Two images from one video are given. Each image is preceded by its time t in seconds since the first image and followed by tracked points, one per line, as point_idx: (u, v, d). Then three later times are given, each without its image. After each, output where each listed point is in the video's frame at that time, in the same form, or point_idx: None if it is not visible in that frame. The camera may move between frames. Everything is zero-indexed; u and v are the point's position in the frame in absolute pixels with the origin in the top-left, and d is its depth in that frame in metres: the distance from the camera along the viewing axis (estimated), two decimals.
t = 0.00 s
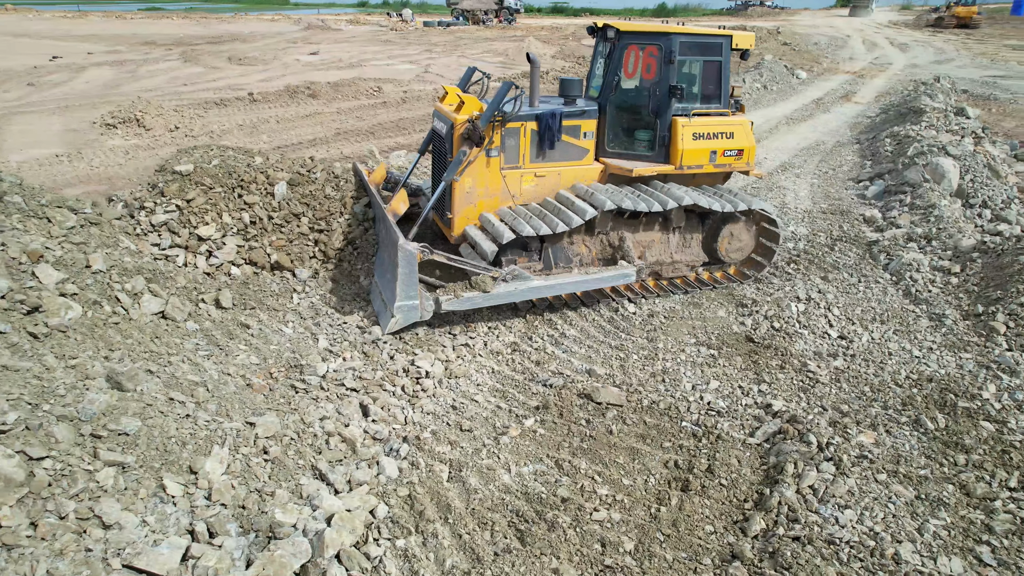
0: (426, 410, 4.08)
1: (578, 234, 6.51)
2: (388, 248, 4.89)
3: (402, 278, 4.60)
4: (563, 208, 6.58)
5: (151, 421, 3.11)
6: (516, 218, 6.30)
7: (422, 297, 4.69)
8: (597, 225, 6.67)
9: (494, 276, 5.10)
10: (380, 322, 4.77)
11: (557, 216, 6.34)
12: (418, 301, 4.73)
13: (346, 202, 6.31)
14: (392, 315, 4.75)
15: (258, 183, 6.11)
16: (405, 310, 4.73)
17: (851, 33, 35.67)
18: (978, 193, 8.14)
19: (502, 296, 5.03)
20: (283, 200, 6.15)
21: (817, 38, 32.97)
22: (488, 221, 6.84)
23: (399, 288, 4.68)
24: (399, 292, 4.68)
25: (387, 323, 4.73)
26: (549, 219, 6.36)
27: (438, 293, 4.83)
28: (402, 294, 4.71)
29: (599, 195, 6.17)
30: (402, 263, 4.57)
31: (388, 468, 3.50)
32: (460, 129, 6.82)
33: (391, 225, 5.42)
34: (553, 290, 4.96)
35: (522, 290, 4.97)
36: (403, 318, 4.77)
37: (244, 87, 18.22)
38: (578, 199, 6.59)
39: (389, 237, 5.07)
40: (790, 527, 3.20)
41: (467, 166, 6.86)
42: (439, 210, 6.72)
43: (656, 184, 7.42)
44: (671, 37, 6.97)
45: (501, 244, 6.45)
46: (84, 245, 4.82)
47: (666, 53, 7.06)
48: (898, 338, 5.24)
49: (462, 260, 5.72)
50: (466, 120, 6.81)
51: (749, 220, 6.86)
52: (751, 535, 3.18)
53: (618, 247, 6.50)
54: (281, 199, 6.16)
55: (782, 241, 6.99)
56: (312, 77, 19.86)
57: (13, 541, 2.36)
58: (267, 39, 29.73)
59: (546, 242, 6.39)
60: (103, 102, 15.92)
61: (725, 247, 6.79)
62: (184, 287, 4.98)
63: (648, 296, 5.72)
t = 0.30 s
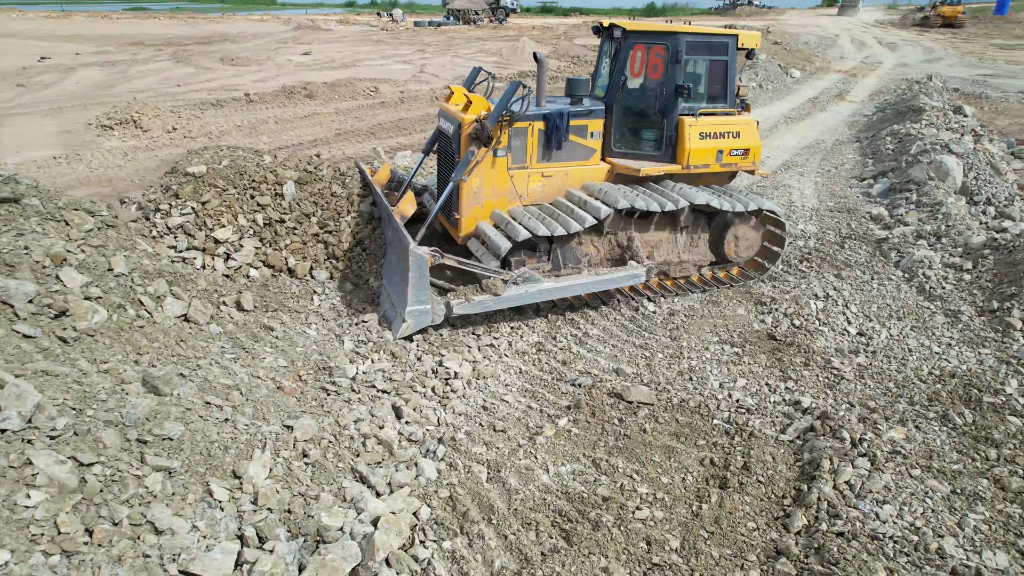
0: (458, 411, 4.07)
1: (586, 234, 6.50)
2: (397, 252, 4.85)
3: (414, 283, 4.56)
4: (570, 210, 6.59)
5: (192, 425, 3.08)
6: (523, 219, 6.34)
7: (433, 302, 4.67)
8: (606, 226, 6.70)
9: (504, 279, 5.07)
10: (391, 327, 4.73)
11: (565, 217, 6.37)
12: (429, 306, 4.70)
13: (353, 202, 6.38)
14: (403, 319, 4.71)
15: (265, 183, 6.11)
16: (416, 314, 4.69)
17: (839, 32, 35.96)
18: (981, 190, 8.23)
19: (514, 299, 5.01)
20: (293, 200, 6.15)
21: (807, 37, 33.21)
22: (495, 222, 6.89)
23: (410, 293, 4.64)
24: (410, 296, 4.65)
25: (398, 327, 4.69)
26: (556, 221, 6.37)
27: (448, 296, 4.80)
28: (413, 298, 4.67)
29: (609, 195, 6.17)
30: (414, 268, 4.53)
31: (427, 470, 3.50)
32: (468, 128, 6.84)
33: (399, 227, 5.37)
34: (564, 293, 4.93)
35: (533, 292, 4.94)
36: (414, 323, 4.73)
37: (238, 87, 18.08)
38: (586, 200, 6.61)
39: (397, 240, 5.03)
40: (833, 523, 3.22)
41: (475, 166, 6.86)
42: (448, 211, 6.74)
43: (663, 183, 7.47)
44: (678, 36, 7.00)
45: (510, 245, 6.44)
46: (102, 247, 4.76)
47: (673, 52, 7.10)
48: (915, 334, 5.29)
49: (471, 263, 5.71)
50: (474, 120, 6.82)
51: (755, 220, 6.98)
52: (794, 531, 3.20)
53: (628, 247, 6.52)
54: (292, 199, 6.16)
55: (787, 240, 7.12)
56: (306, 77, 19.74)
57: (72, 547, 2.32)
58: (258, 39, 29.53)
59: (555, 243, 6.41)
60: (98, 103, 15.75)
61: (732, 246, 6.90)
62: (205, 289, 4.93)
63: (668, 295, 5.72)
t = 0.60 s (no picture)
0: (491, 409, 4.09)
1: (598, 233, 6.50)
2: (413, 251, 4.81)
3: (430, 283, 4.53)
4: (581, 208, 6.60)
5: (239, 426, 3.06)
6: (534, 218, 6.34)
7: (450, 301, 4.64)
8: (617, 225, 6.73)
9: (520, 278, 5.07)
10: (407, 326, 4.69)
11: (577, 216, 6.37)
12: (445, 305, 4.66)
13: (363, 198, 6.22)
14: (419, 319, 4.67)
15: (277, 182, 6.02)
16: (432, 314, 4.66)
17: (829, 31, 36.19)
18: (985, 187, 8.33)
19: (530, 298, 5.01)
20: (306, 199, 6.05)
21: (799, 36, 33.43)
22: (507, 221, 6.89)
23: (427, 293, 4.60)
24: (426, 296, 4.61)
25: (414, 326, 4.65)
26: (568, 219, 6.38)
27: (464, 296, 4.77)
28: (430, 298, 4.63)
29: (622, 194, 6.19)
30: (431, 268, 4.48)
31: (468, 468, 3.51)
32: (481, 127, 6.86)
33: (412, 224, 5.32)
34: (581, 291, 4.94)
35: (549, 292, 4.94)
36: (430, 322, 4.70)
37: (235, 88, 17.97)
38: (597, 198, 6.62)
39: (411, 240, 4.99)
40: (874, 515, 3.26)
41: (487, 166, 6.88)
42: (461, 210, 6.75)
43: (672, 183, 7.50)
44: (689, 36, 7.02)
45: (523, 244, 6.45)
46: (124, 249, 4.72)
47: (683, 51, 7.12)
48: (933, 329, 5.35)
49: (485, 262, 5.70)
50: (486, 118, 6.85)
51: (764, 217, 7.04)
52: (836, 524, 3.24)
53: (639, 245, 6.54)
54: (305, 198, 6.05)
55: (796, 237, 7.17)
56: (303, 77, 19.65)
57: (138, 549, 2.31)
58: (251, 40, 29.35)
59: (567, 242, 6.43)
60: (93, 104, 15.60)
61: (742, 244, 6.95)
62: (229, 290, 4.89)
63: (688, 293, 5.75)
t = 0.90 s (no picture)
0: (527, 411, 4.09)
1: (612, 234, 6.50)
2: (431, 254, 4.82)
3: (449, 285, 4.53)
4: (594, 210, 6.62)
5: (288, 431, 3.04)
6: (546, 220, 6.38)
7: (468, 303, 4.64)
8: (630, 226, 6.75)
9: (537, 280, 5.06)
10: (425, 329, 4.69)
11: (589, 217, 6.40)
12: (464, 308, 4.66)
13: (376, 197, 6.19)
14: (437, 321, 4.67)
15: (291, 181, 5.92)
16: (451, 316, 4.66)
17: (821, 31, 36.41)
18: (992, 185, 8.42)
19: (547, 300, 5.00)
20: (321, 200, 5.95)
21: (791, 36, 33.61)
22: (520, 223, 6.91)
23: (445, 295, 4.61)
24: (445, 298, 4.61)
25: (433, 329, 4.65)
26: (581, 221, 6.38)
27: (483, 298, 4.75)
28: (448, 300, 4.63)
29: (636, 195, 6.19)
30: (450, 271, 4.48)
31: (512, 470, 3.51)
32: (494, 129, 6.85)
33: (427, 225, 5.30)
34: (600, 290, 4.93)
35: (567, 293, 4.92)
36: (448, 325, 4.69)
37: (232, 89, 17.85)
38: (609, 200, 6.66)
39: (429, 242, 5.00)
40: (918, 512, 3.29)
41: (501, 168, 6.89)
42: (475, 213, 6.76)
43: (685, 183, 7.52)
44: (700, 36, 7.01)
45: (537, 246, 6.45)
46: (149, 251, 4.67)
47: (694, 52, 7.12)
48: (954, 327, 5.40)
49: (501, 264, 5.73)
50: (499, 121, 6.84)
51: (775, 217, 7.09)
52: (881, 521, 3.27)
53: (653, 246, 6.55)
54: (321, 199, 5.96)
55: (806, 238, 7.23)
56: (300, 78, 19.54)
57: (207, 555, 2.29)
58: (244, 40, 29.16)
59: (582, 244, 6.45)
60: (90, 105, 15.44)
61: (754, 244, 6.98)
62: (256, 292, 4.85)
63: (710, 292, 5.79)
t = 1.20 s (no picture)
0: (565, 410, 4.10)
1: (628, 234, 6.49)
2: (450, 255, 4.81)
3: (470, 287, 4.51)
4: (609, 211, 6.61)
5: (342, 434, 3.03)
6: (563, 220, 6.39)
7: (488, 304, 4.61)
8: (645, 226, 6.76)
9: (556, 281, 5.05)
10: (444, 329, 4.66)
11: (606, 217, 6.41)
12: (484, 310, 4.63)
13: (391, 195, 6.13)
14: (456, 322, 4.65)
15: (306, 182, 5.87)
16: (470, 317, 4.63)
17: (812, 30, 36.64)
18: (999, 183, 8.52)
19: (566, 301, 4.99)
20: (339, 201, 5.90)
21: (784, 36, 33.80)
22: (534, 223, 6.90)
23: (465, 296, 4.58)
24: (464, 299, 4.59)
25: (452, 330, 4.62)
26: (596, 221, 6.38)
27: (502, 299, 4.74)
28: (468, 302, 4.61)
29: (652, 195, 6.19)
30: (471, 273, 4.46)
31: (558, 470, 3.52)
32: (509, 129, 6.84)
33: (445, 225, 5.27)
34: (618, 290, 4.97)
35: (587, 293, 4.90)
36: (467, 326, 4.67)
37: (230, 89, 17.73)
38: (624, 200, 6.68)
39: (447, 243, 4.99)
40: (963, 507, 3.32)
41: (516, 168, 6.89)
42: (491, 213, 6.76)
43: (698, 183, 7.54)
44: (714, 36, 7.05)
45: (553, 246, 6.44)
46: (176, 254, 4.61)
47: (709, 51, 7.15)
48: (975, 323, 5.45)
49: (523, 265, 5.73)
50: (515, 120, 6.83)
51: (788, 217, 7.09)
52: (928, 516, 3.30)
53: (668, 247, 6.55)
54: (338, 200, 5.91)
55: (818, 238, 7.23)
56: (297, 78, 19.43)
57: (280, 560, 2.27)
58: (237, 40, 28.94)
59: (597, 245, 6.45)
60: (87, 106, 15.28)
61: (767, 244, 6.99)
62: (284, 294, 4.82)
63: (732, 291, 5.84)
